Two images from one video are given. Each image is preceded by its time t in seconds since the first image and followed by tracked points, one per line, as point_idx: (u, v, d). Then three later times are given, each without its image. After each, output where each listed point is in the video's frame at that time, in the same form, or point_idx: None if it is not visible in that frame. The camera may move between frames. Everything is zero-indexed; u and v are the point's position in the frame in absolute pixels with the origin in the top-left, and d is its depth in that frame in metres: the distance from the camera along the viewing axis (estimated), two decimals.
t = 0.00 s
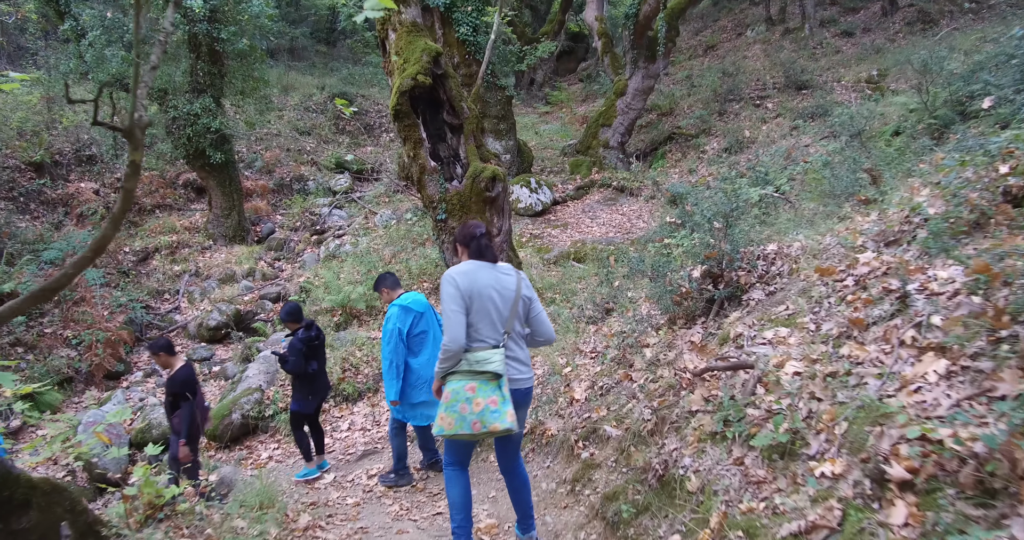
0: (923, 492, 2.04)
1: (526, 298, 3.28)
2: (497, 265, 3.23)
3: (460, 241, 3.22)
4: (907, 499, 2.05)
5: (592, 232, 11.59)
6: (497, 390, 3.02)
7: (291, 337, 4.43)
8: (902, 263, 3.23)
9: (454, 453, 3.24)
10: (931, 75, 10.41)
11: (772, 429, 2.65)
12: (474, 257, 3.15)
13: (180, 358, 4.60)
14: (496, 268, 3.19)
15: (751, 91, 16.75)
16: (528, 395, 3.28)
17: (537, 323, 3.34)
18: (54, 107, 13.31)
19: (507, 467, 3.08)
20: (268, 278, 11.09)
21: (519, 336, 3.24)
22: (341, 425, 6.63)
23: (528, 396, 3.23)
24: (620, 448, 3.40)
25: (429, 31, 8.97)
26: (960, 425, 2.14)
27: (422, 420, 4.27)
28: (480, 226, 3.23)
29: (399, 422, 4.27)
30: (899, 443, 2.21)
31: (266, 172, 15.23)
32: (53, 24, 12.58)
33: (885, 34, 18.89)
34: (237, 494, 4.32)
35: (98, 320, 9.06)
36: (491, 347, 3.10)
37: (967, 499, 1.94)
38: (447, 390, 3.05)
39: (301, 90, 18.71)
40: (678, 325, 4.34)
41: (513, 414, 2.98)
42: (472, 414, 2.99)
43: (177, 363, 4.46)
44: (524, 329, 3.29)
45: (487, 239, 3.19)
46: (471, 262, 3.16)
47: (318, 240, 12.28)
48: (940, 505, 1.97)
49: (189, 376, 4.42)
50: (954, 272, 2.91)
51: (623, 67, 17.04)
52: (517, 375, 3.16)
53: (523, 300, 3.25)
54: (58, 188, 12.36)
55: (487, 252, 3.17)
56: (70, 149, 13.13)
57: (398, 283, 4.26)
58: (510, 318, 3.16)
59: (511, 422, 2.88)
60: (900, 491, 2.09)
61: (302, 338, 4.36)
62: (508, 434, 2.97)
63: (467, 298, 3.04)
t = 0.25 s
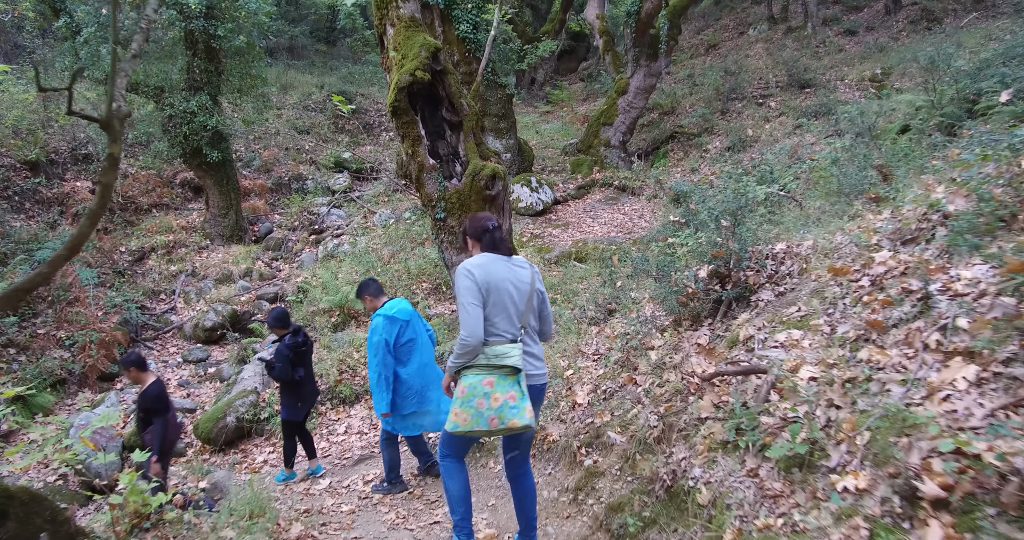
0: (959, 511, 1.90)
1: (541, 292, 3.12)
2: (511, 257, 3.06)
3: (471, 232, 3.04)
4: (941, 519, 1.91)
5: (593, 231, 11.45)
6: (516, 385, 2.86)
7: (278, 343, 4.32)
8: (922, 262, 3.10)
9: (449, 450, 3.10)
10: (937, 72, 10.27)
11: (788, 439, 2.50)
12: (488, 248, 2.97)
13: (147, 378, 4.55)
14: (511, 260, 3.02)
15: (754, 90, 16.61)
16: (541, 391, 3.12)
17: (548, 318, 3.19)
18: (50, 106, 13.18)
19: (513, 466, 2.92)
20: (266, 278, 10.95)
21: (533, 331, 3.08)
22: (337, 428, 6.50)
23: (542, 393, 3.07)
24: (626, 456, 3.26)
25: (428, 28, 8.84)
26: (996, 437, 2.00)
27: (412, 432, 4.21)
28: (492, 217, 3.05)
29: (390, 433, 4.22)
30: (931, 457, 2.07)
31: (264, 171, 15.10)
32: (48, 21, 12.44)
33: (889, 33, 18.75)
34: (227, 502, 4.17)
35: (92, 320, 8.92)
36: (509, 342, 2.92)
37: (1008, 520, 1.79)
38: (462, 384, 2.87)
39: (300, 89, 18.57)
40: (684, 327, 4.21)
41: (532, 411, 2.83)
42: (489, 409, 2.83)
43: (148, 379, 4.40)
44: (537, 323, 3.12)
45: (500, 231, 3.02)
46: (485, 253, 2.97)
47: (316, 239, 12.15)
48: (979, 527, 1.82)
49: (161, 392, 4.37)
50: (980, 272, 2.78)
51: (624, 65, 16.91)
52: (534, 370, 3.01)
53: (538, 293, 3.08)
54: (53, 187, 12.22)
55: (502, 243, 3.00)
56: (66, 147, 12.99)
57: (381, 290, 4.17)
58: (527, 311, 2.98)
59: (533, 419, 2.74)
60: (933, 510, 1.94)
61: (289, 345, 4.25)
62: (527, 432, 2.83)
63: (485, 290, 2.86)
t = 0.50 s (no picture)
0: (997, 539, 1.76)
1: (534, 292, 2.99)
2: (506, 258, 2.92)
3: (463, 232, 2.89)
4: None
5: (594, 231, 11.31)
6: (514, 390, 2.72)
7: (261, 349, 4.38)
8: (942, 266, 2.96)
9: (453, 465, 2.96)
10: (943, 70, 10.12)
11: (805, 454, 2.36)
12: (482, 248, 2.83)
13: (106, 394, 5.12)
14: (506, 260, 2.88)
15: (756, 88, 16.47)
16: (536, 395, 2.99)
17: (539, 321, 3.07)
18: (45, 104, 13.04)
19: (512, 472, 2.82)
20: (262, 279, 10.81)
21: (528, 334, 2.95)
22: (333, 433, 6.36)
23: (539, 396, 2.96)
24: (630, 467, 3.12)
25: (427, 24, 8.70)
26: None
27: (395, 439, 4.09)
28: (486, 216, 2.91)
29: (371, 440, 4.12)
30: (964, 478, 1.93)
31: (261, 170, 14.95)
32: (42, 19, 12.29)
33: (891, 31, 18.60)
34: (215, 513, 4.03)
35: (84, 322, 8.79)
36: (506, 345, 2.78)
37: None
38: (458, 391, 2.71)
39: (299, 87, 18.43)
40: (689, 331, 4.07)
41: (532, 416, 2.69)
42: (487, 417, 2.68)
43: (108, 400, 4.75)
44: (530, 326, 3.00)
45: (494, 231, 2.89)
46: (480, 253, 2.83)
47: (313, 239, 12.01)
48: None
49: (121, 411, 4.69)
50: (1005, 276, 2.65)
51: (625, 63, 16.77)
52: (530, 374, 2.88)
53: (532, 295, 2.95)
54: (48, 186, 12.07)
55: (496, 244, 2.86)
56: (61, 147, 12.87)
57: (364, 293, 4.04)
58: (523, 313, 2.85)
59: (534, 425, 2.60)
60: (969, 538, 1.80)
61: (273, 350, 4.30)
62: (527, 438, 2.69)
63: (482, 291, 2.71)
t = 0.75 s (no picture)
0: None
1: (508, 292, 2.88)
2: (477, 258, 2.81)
3: (431, 231, 2.78)
4: None
5: (594, 232, 11.17)
6: (487, 401, 2.63)
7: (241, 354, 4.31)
8: (960, 269, 2.83)
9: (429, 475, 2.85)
10: (947, 68, 9.98)
11: (819, 472, 2.22)
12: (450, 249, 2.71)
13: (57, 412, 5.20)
14: (477, 261, 2.77)
15: (758, 87, 16.33)
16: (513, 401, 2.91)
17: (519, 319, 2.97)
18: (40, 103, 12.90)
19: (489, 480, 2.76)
20: (258, 280, 10.67)
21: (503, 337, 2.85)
22: (326, 438, 6.23)
23: (515, 402, 2.88)
24: (631, 479, 2.98)
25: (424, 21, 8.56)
26: None
27: (381, 448, 3.94)
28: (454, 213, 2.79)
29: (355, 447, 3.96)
30: (998, 503, 1.79)
31: (258, 170, 14.81)
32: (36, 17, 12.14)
33: (893, 30, 18.45)
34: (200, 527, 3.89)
35: (76, 323, 8.61)
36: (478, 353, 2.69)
37: None
38: (427, 403, 2.61)
39: (296, 86, 18.27)
40: (693, 335, 3.94)
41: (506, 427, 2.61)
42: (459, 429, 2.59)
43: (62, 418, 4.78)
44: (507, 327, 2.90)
45: (463, 230, 2.77)
46: (448, 255, 2.71)
47: (310, 240, 11.87)
48: None
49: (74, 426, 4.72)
50: None
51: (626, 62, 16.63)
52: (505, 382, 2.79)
53: (507, 295, 2.85)
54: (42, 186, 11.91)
55: (466, 244, 2.74)
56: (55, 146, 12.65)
57: (354, 298, 3.93)
58: (495, 318, 2.75)
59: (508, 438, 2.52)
60: None
61: (253, 355, 4.25)
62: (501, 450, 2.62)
63: (450, 299, 2.60)
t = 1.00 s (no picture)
0: None
1: (485, 295, 2.87)
2: (449, 261, 2.79)
3: (400, 234, 2.76)
4: None
5: (594, 231, 11.03)
6: (463, 411, 2.62)
7: (218, 362, 4.31)
8: (981, 269, 2.69)
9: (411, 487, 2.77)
10: (953, 64, 9.82)
11: (834, 488, 2.07)
12: (420, 254, 2.69)
13: None
14: (447, 264, 2.75)
15: (760, 86, 16.18)
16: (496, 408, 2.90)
17: (501, 321, 2.94)
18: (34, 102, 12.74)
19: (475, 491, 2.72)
20: (253, 280, 10.52)
21: (481, 341, 2.84)
22: (320, 442, 6.09)
23: (497, 411, 2.85)
24: (631, 490, 2.84)
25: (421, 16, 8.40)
26: None
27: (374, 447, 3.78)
28: (423, 215, 2.77)
29: (348, 448, 3.79)
30: None
31: (255, 169, 14.65)
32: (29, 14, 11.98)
33: (896, 28, 18.30)
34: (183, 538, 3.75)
35: (67, 324, 8.44)
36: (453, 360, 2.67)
37: None
38: (402, 415, 2.62)
39: (294, 85, 18.12)
40: (696, 337, 3.79)
41: (483, 438, 2.60)
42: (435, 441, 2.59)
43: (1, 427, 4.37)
44: (485, 331, 2.88)
45: (432, 232, 2.75)
46: (418, 260, 2.70)
47: (307, 239, 11.72)
48: None
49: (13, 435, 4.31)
50: None
51: (626, 60, 16.48)
52: (484, 389, 2.77)
53: (482, 298, 2.83)
54: (35, 185, 11.75)
55: (436, 247, 2.72)
56: (49, 144, 12.46)
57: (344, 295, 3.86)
58: (469, 323, 2.74)
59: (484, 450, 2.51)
60: None
61: (233, 361, 4.26)
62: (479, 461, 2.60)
63: (420, 307, 2.59)
